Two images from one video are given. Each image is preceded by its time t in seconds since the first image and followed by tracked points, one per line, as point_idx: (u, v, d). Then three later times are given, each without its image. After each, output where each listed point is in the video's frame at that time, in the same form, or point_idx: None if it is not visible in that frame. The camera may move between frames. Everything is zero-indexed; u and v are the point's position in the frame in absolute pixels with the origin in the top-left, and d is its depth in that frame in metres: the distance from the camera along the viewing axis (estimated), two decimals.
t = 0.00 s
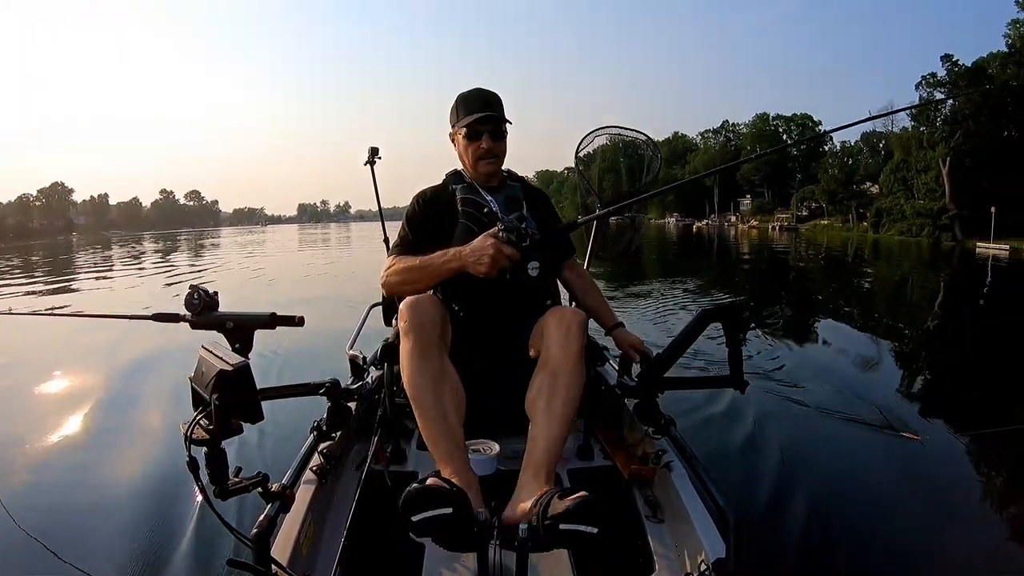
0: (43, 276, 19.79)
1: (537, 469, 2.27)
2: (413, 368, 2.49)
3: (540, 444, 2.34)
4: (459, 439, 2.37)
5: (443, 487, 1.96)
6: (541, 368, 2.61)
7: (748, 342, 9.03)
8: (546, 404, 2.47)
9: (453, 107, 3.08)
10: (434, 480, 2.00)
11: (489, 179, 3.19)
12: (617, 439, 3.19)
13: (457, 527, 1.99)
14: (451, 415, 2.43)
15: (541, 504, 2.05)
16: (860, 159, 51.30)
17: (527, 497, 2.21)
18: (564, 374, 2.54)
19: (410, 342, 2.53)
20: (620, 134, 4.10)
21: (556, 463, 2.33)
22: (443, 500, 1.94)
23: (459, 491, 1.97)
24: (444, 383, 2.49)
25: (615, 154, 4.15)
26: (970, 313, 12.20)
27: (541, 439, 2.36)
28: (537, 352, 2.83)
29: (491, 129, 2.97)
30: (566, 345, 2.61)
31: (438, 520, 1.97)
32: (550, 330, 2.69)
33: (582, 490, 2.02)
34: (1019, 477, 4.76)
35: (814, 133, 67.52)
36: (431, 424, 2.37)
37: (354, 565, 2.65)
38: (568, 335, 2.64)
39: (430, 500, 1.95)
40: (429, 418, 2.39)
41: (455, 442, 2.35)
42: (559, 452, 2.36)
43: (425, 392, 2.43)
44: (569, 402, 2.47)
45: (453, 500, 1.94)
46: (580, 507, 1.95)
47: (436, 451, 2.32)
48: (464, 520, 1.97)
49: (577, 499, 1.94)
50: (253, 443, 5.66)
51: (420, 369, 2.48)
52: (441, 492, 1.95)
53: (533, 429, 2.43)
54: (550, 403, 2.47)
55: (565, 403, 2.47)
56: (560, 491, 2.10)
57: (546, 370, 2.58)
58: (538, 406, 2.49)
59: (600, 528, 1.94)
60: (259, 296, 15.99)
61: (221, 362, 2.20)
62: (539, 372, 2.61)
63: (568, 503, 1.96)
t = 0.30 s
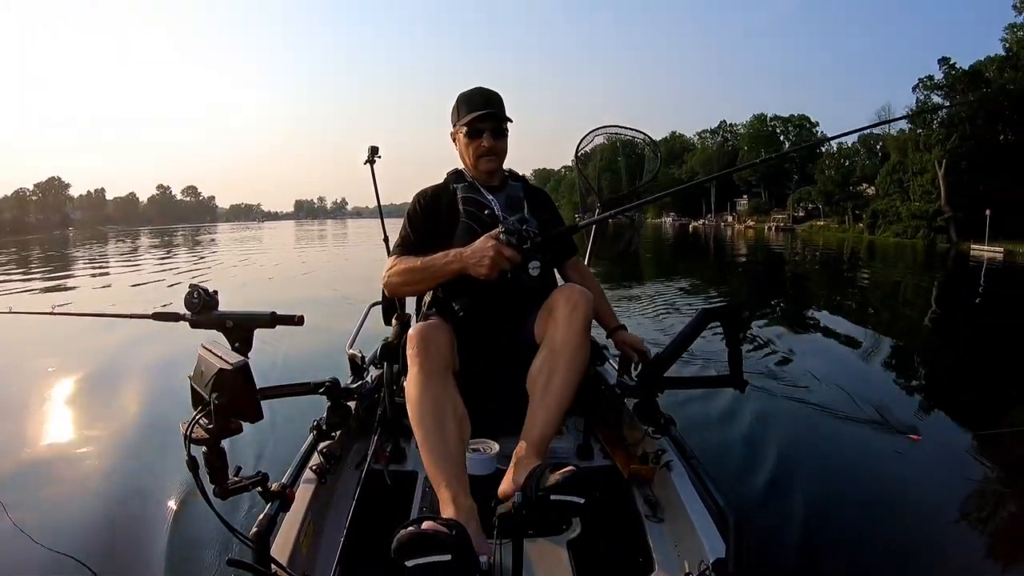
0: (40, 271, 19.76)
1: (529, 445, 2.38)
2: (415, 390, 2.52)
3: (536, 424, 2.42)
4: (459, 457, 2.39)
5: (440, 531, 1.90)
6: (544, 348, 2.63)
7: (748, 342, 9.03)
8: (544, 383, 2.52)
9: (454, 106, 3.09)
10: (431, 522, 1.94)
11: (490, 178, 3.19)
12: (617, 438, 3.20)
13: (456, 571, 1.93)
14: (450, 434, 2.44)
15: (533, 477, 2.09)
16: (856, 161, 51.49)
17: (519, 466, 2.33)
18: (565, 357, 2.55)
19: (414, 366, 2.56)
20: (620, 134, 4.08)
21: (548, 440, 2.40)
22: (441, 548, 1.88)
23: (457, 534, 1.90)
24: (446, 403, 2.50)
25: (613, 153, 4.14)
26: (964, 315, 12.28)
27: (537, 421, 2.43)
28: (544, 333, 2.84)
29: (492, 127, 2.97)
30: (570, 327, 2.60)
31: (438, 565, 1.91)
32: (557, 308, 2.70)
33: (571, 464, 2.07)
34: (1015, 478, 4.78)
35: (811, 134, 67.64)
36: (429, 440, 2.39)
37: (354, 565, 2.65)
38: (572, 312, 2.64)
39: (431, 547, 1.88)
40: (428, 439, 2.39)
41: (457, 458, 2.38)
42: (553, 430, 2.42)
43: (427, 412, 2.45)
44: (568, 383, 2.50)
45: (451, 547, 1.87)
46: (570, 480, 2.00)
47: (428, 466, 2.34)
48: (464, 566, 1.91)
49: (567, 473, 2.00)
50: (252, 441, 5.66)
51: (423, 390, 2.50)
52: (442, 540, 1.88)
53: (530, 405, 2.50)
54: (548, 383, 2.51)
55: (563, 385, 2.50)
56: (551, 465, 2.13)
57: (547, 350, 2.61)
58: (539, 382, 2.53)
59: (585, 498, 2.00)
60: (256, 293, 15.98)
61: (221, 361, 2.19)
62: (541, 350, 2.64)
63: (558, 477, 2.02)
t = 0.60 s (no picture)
0: (39, 274, 19.78)
1: (530, 445, 2.36)
2: (419, 392, 2.51)
3: (536, 424, 2.41)
4: (460, 458, 2.37)
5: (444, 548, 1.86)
6: (545, 347, 2.63)
7: (747, 341, 9.04)
8: (544, 382, 2.51)
9: (453, 106, 3.08)
10: (433, 539, 1.91)
11: (490, 177, 3.19)
12: (617, 439, 3.20)
13: None
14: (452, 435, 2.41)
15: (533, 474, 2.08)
16: (854, 159, 51.53)
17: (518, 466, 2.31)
18: (567, 357, 2.55)
19: (418, 369, 2.57)
20: (619, 133, 4.09)
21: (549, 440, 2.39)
22: (443, 564, 1.85)
23: (458, 548, 1.87)
24: (450, 405, 2.49)
25: (611, 153, 4.15)
26: (963, 311, 12.27)
27: (538, 420, 2.42)
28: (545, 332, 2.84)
29: (490, 126, 2.97)
30: (570, 326, 2.61)
31: None
32: (558, 307, 2.72)
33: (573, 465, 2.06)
34: (1014, 474, 4.79)
35: (808, 132, 67.71)
36: (431, 440, 2.38)
37: (354, 564, 2.65)
38: (573, 311, 2.65)
39: (432, 563, 1.86)
40: (431, 439, 2.38)
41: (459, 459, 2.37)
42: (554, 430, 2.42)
43: (430, 413, 2.45)
44: (568, 382, 2.50)
45: (453, 562, 1.85)
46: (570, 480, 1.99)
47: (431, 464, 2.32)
48: None
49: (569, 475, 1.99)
50: (251, 442, 5.65)
51: (427, 392, 2.50)
52: (442, 557, 1.85)
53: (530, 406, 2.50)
54: (549, 382, 2.51)
55: (564, 384, 2.49)
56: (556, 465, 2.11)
57: (549, 349, 2.60)
58: (540, 380, 2.53)
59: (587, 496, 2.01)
60: (255, 294, 15.98)
61: (221, 360, 2.19)
62: (542, 349, 2.64)
63: (562, 476, 2.02)
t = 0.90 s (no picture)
0: (39, 276, 19.77)
1: (533, 457, 2.33)
2: (413, 360, 2.49)
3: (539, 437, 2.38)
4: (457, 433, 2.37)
5: (447, 501, 1.95)
6: (545, 359, 2.62)
7: (748, 337, 9.02)
8: (547, 397, 2.49)
9: (455, 105, 3.07)
10: (438, 492, 2.00)
11: (491, 177, 3.18)
12: (617, 439, 3.20)
13: (461, 537, 2.01)
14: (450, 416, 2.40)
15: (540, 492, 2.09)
16: (852, 155, 51.50)
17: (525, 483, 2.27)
18: (568, 369, 2.53)
19: (410, 336, 2.54)
20: (619, 132, 4.07)
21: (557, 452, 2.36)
22: (450, 516, 1.94)
23: (465, 503, 1.96)
24: (446, 376, 2.48)
25: (611, 151, 4.13)
26: (963, 306, 12.25)
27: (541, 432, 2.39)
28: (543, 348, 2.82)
29: (493, 126, 2.96)
30: (568, 338, 2.61)
31: (445, 532, 1.98)
32: (554, 322, 2.71)
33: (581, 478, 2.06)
34: (1014, 472, 4.78)
35: (807, 128, 67.61)
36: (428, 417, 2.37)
37: (354, 566, 2.65)
38: (569, 328, 2.65)
39: (433, 514, 1.95)
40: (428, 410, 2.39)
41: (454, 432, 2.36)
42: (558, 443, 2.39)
43: (424, 383, 2.44)
44: (571, 395, 2.48)
45: (461, 516, 1.94)
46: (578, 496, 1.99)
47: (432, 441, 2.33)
48: (469, 532, 1.98)
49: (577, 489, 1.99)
50: (252, 443, 5.64)
51: (421, 361, 2.48)
52: (446, 508, 1.94)
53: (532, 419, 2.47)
54: (551, 395, 2.48)
55: (566, 396, 2.47)
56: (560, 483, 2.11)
57: (548, 363, 2.59)
58: (540, 396, 2.51)
59: (598, 518, 2.01)
60: (255, 295, 15.96)
61: (220, 360, 2.19)
62: (542, 363, 2.62)
63: (570, 493, 2.00)
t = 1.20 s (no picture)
0: (40, 275, 19.78)
1: (541, 477, 2.30)
2: (413, 353, 2.49)
3: (545, 456, 2.36)
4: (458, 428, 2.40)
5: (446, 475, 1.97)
6: (545, 380, 2.62)
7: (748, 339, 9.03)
8: (551, 417, 2.48)
9: (457, 105, 3.07)
10: (442, 466, 2.01)
11: (491, 179, 3.19)
12: (617, 439, 3.21)
13: (462, 515, 2.00)
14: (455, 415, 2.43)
15: (547, 525, 2.04)
16: (852, 158, 51.56)
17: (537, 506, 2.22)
18: (570, 389, 2.54)
19: (408, 324, 2.51)
20: (619, 132, 4.06)
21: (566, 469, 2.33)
22: (450, 488, 1.95)
23: (464, 478, 1.97)
24: (447, 372, 2.50)
25: (612, 152, 4.13)
26: (962, 309, 12.26)
27: (547, 452, 2.38)
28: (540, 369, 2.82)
29: (495, 128, 2.97)
30: (568, 359, 2.61)
31: (446, 509, 1.99)
32: (551, 344, 2.71)
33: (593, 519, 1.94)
34: (1013, 474, 4.79)
35: (808, 131, 67.64)
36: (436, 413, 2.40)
37: (354, 566, 2.65)
38: (569, 352, 2.63)
39: (434, 487, 1.96)
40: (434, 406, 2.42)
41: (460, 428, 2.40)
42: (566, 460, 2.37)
43: (426, 375, 2.45)
44: (575, 415, 2.48)
45: (460, 488, 1.95)
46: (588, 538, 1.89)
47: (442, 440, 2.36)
48: (470, 507, 1.97)
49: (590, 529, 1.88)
50: (252, 443, 5.65)
51: (421, 354, 2.48)
52: (446, 480, 1.96)
53: (538, 439, 2.46)
54: (556, 416, 2.48)
55: (570, 416, 2.47)
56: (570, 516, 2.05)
57: (551, 383, 2.59)
58: (545, 415, 2.51)
59: (610, 556, 1.88)
60: (255, 294, 15.96)
61: (221, 361, 2.19)
62: (542, 385, 2.62)
63: (578, 533, 1.91)
